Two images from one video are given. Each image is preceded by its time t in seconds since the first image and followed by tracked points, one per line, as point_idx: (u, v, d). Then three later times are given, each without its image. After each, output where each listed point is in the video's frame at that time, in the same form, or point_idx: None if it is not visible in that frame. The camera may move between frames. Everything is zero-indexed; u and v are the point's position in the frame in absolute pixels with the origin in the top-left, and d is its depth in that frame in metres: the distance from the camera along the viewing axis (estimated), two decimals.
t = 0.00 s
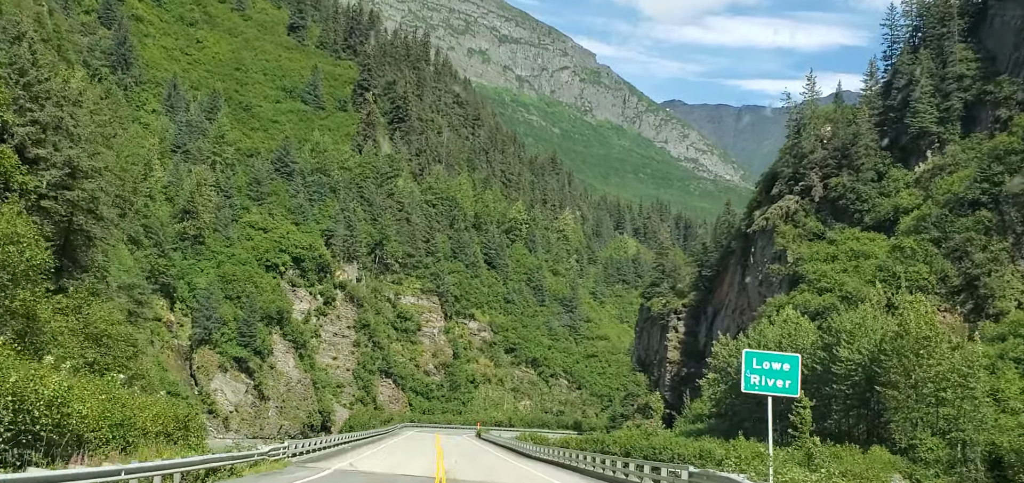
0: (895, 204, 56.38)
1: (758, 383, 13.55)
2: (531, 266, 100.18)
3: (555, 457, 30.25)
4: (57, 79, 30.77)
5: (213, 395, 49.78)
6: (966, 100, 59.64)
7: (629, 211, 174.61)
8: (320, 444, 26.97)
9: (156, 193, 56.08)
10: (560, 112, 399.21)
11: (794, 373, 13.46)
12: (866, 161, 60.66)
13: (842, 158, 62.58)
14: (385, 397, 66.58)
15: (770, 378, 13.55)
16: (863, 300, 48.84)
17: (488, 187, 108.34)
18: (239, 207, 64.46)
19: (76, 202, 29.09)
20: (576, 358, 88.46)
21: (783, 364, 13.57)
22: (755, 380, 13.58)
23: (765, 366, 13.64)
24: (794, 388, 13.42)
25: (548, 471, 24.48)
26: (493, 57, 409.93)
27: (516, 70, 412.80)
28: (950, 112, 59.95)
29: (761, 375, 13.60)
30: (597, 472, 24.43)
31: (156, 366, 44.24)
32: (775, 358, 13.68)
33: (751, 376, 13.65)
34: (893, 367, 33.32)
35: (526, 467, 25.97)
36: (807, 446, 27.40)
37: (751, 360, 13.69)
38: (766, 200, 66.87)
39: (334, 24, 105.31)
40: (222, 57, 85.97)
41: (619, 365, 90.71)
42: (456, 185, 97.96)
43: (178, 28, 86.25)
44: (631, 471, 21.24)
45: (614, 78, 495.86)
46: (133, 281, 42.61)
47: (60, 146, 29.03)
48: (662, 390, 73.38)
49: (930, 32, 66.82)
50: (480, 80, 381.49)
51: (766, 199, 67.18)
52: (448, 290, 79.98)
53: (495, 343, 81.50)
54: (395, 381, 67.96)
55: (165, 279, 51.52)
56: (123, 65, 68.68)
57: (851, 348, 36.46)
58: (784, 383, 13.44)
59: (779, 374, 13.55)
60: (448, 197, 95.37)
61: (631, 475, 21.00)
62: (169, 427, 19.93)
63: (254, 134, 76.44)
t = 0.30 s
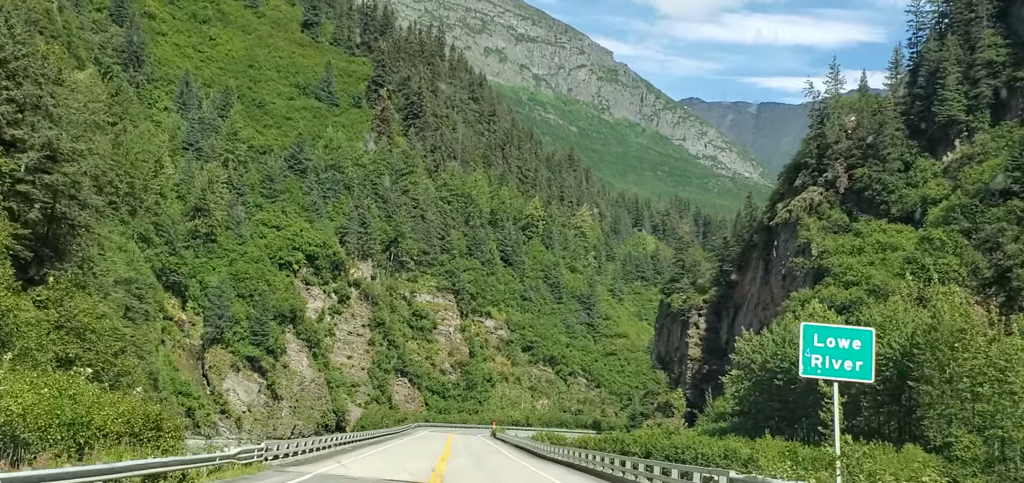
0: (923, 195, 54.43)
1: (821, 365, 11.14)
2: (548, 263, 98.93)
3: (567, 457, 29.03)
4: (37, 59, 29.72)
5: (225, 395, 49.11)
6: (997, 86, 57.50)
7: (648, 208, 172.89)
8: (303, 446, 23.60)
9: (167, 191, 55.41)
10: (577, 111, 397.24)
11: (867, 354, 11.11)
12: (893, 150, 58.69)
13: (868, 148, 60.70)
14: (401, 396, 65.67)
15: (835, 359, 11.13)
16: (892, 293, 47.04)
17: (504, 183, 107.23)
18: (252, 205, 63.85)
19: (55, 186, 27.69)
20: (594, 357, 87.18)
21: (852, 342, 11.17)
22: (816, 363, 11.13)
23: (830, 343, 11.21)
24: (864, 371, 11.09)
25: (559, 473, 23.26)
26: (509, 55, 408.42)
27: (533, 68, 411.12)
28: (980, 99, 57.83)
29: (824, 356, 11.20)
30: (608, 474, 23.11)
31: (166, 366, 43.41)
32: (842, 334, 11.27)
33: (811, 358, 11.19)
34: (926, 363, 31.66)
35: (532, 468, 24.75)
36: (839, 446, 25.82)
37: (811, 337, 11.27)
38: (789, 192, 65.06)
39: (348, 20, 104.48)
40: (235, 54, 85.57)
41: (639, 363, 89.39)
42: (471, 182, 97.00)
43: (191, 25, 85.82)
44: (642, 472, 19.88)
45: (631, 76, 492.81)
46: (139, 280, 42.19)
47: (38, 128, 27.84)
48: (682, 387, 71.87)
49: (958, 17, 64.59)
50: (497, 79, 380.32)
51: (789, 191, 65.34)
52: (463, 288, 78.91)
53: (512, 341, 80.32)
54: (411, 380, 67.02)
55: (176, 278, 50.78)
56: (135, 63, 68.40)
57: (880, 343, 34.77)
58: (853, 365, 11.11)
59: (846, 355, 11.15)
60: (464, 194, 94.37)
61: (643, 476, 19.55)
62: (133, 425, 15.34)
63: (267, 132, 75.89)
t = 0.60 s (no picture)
0: (943, 186, 52.80)
1: (917, 337, 6.92)
2: (558, 260, 97.64)
3: (571, 456, 27.97)
4: (1, 29, 28.22)
5: (228, 394, 48.20)
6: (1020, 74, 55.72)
7: (658, 205, 171.14)
8: (276, 448, 22.14)
9: (170, 186, 54.57)
10: (587, 108, 395.44)
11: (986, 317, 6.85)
12: (912, 140, 57.06)
13: (885, 139, 59.13)
14: (408, 395, 64.65)
15: (938, 327, 6.91)
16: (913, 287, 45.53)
17: (513, 179, 106.03)
18: (257, 201, 62.95)
19: (21, 165, 25.52)
20: (605, 354, 85.89)
21: (964, 299, 6.89)
22: (910, 334, 6.95)
23: (928, 304, 6.95)
24: (978, 344, 6.86)
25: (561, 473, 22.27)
26: (519, 53, 406.85)
27: (543, 66, 409.36)
28: (1002, 87, 56.08)
29: (921, 322, 6.95)
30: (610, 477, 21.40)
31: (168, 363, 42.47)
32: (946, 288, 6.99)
33: (905, 325, 6.96)
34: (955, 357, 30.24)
35: (534, 467, 23.81)
36: (864, 443, 24.49)
37: (902, 294, 7.01)
38: (804, 184, 63.55)
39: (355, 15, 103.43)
40: (240, 49, 84.80)
41: (651, 361, 87.97)
42: (480, 178, 95.86)
43: (196, 20, 85.06)
44: (648, 474, 18.10)
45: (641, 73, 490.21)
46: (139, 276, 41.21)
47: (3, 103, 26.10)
48: (695, 385, 70.50)
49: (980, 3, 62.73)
50: (506, 77, 378.85)
51: (804, 183, 63.83)
52: (472, 285, 77.76)
53: (522, 339, 79.11)
54: (418, 379, 65.99)
55: (179, 275, 49.87)
56: (138, 57, 67.76)
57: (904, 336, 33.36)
58: (966, 335, 6.84)
59: (955, 321, 6.91)
60: (472, 190, 93.25)
61: (646, 477, 18.18)
62: (62, 423, 13.78)
63: (273, 127, 75.03)
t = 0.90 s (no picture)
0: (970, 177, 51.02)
1: None
2: (572, 257, 96.31)
3: (584, 456, 26.79)
4: None
5: (236, 393, 47.35)
6: None
7: (673, 203, 169.25)
8: (256, 448, 20.97)
9: (177, 183, 53.86)
10: (600, 107, 393.38)
11: None
12: (936, 130, 55.27)
13: (909, 129, 57.36)
14: (419, 394, 63.69)
15: None
16: (940, 281, 43.88)
17: (526, 176, 104.83)
18: (266, 198, 62.24)
19: None
20: (620, 353, 84.54)
21: None
22: None
23: None
24: None
25: (571, 475, 21.04)
26: (532, 52, 405.33)
27: (556, 65, 407.72)
28: None
29: None
30: (626, 479, 19.69)
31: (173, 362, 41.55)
32: None
33: None
34: (991, 352, 28.69)
35: (545, 469, 22.56)
36: (896, 443, 23.09)
37: None
38: (825, 177, 61.88)
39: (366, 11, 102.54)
40: (250, 46, 84.21)
41: (667, 360, 86.46)
42: (493, 174, 94.79)
43: (206, 17, 84.52)
44: (665, 476, 16.61)
45: (655, 71, 487.21)
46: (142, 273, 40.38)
47: None
48: (713, 383, 68.95)
49: None
50: (519, 76, 377.43)
51: (825, 175, 62.15)
52: (485, 283, 76.65)
53: (536, 338, 77.90)
54: (430, 378, 65.02)
55: (187, 273, 49.05)
56: (146, 54, 67.31)
57: (934, 331, 31.83)
58: None
59: None
60: (485, 186, 92.17)
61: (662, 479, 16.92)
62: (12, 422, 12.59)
63: (282, 124, 74.29)
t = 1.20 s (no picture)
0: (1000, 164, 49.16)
1: None
2: (586, 253, 94.90)
3: (597, 455, 25.52)
4: None
5: (245, 392, 46.45)
6: None
7: (689, 198, 167.19)
8: (248, 447, 19.94)
9: (185, 178, 53.09)
10: (614, 104, 390.88)
11: None
12: (963, 116, 53.41)
13: (934, 115, 55.52)
14: (432, 393, 62.70)
15: None
16: (970, 271, 42.17)
17: (539, 171, 103.54)
18: (275, 194, 61.43)
19: None
20: (636, 350, 83.12)
21: None
22: None
23: None
24: None
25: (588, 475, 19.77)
26: (545, 49, 403.31)
27: (569, 62, 405.37)
28: None
29: None
30: (641, 481, 18.31)
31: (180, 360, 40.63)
32: None
33: None
34: None
35: (560, 469, 21.35)
36: (936, 440, 21.58)
37: None
38: (847, 166, 60.13)
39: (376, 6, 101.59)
40: (259, 41, 83.48)
41: (684, 356, 84.88)
42: (506, 169, 93.60)
43: (215, 12, 83.85)
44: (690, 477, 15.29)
45: (669, 67, 483.71)
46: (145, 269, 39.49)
47: None
48: (733, 379, 67.39)
49: None
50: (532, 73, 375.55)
51: (847, 165, 60.40)
52: (498, 279, 75.47)
53: (550, 334, 76.65)
54: (443, 376, 63.98)
55: (194, 270, 48.19)
56: (154, 49, 66.65)
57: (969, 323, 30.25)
58: None
59: None
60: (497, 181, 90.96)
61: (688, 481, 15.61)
62: None
63: (292, 119, 73.44)
